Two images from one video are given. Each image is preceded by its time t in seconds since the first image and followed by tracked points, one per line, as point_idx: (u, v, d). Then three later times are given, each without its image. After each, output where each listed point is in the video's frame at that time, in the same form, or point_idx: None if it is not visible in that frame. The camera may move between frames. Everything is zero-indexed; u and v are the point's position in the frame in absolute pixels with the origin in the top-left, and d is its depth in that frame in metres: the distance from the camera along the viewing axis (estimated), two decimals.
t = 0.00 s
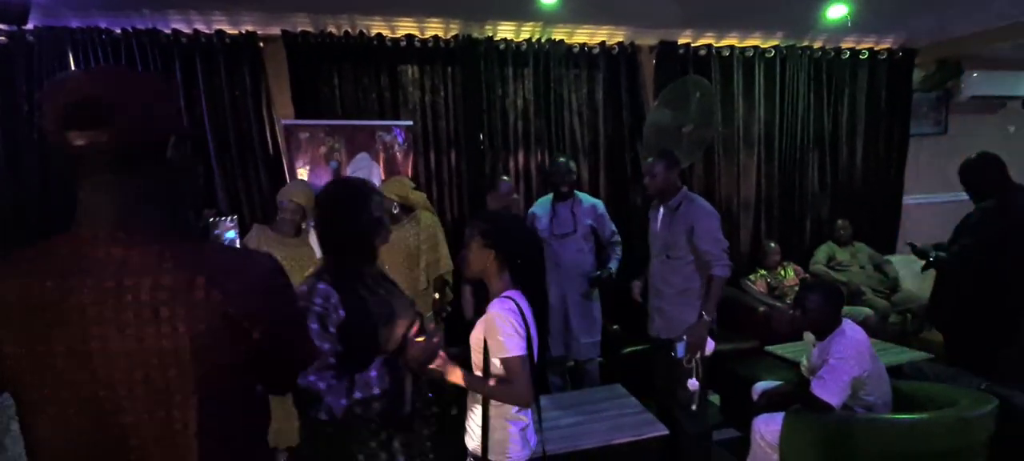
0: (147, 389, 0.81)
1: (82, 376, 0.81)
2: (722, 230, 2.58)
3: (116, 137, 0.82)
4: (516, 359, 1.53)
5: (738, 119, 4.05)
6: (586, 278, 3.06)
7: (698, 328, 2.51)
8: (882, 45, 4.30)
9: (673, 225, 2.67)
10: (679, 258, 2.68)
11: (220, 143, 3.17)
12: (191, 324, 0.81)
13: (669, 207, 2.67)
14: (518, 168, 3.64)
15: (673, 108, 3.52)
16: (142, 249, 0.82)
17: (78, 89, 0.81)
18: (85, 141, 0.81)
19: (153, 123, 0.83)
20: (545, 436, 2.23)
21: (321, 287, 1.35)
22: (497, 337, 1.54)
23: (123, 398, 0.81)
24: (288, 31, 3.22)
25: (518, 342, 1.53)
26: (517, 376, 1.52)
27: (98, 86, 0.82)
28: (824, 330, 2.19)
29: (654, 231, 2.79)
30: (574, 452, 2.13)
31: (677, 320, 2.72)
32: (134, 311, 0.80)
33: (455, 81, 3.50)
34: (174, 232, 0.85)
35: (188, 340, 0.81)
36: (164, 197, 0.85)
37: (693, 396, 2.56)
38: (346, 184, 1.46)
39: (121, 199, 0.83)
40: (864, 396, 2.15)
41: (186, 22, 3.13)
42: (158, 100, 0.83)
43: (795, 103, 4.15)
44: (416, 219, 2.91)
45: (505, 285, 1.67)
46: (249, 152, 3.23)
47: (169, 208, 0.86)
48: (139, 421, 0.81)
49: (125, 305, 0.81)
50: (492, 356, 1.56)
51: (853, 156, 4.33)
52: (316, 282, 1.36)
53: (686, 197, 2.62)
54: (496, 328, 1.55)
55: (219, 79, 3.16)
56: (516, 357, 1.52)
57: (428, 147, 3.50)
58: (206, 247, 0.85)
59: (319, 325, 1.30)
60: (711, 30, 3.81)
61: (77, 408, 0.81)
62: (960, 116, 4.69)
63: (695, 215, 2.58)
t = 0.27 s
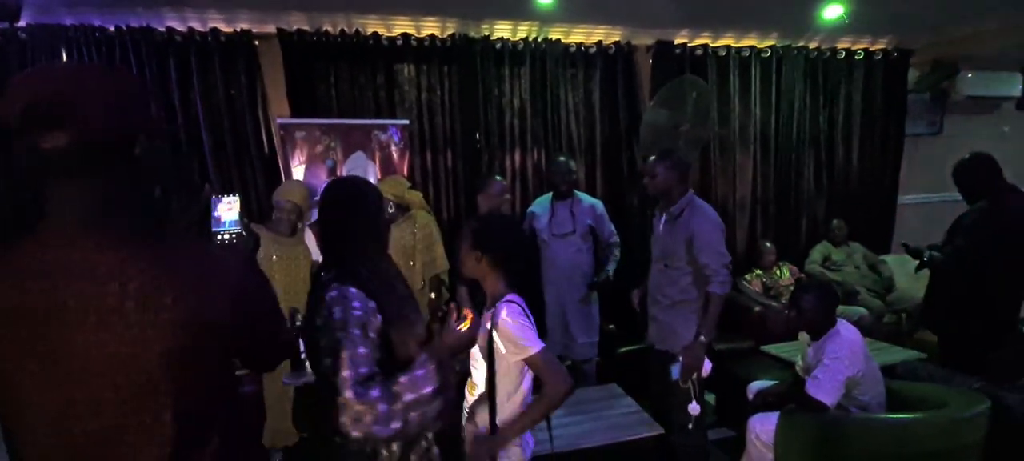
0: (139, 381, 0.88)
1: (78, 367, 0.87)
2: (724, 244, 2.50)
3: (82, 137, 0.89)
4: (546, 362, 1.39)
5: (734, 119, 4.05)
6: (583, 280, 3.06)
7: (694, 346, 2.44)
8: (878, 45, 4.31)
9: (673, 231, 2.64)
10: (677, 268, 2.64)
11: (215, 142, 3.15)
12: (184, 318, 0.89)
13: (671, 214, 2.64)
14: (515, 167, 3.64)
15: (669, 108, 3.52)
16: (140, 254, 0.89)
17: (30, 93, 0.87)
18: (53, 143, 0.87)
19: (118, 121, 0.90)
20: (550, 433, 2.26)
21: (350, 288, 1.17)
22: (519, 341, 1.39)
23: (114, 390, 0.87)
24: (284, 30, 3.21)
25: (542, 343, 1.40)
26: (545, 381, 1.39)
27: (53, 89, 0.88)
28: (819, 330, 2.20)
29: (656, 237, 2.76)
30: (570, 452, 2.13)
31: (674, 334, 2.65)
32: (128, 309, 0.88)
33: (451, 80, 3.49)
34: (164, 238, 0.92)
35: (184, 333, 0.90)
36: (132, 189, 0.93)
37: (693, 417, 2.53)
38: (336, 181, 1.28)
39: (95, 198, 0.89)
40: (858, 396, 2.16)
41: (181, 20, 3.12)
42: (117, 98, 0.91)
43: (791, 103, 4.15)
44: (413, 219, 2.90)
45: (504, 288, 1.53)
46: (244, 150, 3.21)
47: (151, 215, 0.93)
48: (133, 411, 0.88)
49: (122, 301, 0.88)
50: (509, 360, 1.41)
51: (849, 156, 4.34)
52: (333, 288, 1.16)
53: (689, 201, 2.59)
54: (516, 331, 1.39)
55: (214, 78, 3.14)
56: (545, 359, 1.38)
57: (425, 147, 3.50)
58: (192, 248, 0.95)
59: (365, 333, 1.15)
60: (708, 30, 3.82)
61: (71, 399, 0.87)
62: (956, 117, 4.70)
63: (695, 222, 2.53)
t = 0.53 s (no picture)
0: (124, 381, 0.88)
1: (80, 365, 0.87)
2: (717, 248, 2.42)
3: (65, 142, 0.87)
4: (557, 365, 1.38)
5: (730, 120, 4.07)
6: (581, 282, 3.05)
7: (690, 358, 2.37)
8: (873, 47, 4.33)
9: (671, 232, 2.59)
10: (673, 271, 2.59)
11: (210, 143, 3.15)
12: (173, 320, 0.88)
13: (667, 215, 2.61)
14: (511, 169, 3.64)
15: (665, 109, 3.52)
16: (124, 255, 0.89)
17: (14, 102, 0.86)
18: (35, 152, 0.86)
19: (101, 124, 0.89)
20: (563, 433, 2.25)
21: (372, 295, 1.12)
22: (527, 345, 1.37)
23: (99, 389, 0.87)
24: (279, 32, 3.20)
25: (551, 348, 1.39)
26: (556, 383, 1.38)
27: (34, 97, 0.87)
28: (813, 332, 2.20)
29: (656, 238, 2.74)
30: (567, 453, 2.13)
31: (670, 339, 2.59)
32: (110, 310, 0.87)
33: (447, 82, 3.49)
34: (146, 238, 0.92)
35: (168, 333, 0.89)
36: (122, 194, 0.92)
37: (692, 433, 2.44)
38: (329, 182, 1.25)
39: (83, 203, 0.88)
40: (852, 397, 2.17)
41: (176, 21, 3.11)
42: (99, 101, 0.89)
43: (786, 105, 4.17)
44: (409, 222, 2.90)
45: (504, 296, 1.48)
46: (239, 152, 3.21)
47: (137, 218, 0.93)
48: (118, 412, 0.88)
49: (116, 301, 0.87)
50: (517, 365, 1.38)
51: (844, 157, 4.36)
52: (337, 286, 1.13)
53: (687, 199, 2.54)
54: (523, 335, 1.37)
55: (209, 79, 3.14)
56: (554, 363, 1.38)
57: (421, 148, 3.50)
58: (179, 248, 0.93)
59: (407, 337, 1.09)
60: (703, 31, 3.83)
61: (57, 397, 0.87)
62: (950, 118, 4.72)
63: (688, 223, 2.46)
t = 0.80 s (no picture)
0: (123, 380, 0.88)
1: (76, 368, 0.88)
2: (703, 251, 2.45)
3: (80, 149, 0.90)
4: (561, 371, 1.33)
5: (725, 121, 4.08)
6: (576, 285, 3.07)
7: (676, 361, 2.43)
8: (867, 49, 4.35)
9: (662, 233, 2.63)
10: (662, 271, 2.65)
11: (204, 144, 3.14)
12: (170, 323, 0.89)
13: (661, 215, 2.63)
14: (506, 170, 3.65)
15: (660, 110, 3.53)
16: (124, 257, 0.90)
17: (33, 115, 0.89)
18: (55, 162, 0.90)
19: (113, 132, 0.92)
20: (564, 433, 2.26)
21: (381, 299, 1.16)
22: (530, 351, 1.33)
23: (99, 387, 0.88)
24: (274, 33, 3.20)
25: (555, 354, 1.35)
26: (558, 391, 1.33)
27: (48, 107, 0.89)
28: (808, 333, 2.21)
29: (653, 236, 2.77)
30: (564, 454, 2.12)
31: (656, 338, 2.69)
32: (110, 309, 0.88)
33: (443, 83, 3.49)
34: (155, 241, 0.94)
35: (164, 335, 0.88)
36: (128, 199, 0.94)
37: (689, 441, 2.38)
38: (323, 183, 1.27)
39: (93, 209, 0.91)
40: (845, 398, 2.17)
41: (171, 22, 3.11)
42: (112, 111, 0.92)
43: (781, 106, 4.18)
44: (404, 224, 2.90)
45: (508, 298, 1.46)
46: (235, 153, 3.20)
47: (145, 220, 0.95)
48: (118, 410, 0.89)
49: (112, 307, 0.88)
50: (519, 370, 1.35)
51: (838, 159, 4.38)
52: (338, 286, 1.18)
53: (681, 200, 2.57)
54: (525, 339, 1.34)
55: (204, 80, 3.13)
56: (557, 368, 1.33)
57: (416, 149, 3.50)
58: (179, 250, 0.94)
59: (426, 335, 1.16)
60: (699, 33, 3.84)
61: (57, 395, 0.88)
62: (944, 119, 4.75)
63: (677, 226, 2.49)
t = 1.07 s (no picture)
0: (134, 370, 0.96)
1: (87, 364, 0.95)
2: (688, 250, 2.43)
3: (100, 160, 0.98)
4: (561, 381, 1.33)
5: (721, 123, 4.09)
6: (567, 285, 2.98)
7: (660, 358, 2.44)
8: (862, 50, 4.36)
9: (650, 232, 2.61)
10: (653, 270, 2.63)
11: (200, 146, 3.14)
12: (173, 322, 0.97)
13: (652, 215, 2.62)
14: (502, 172, 3.65)
15: (656, 112, 3.54)
16: (129, 259, 0.97)
17: (56, 124, 0.97)
18: (77, 169, 0.98)
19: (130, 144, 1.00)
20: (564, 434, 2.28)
21: (384, 298, 1.18)
22: (531, 357, 1.32)
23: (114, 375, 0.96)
24: (270, 36, 3.20)
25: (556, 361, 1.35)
26: (558, 398, 1.33)
27: (68, 119, 0.97)
28: (802, 333, 2.22)
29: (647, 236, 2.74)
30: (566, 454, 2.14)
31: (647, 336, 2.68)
32: (124, 304, 0.96)
33: (439, 85, 3.50)
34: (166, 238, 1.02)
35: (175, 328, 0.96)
36: (143, 205, 1.02)
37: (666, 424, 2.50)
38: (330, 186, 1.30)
39: (107, 213, 0.99)
40: (840, 398, 2.18)
41: (166, 25, 3.10)
42: (129, 124, 0.99)
43: (776, 108, 4.20)
44: (399, 227, 2.91)
45: (514, 298, 1.44)
46: (230, 156, 3.20)
47: (155, 221, 1.03)
48: (130, 398, 0.96)
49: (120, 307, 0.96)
50: (522, 375, 1.34)
51: (834, 160, 4.40)
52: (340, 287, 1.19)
53: (672, 199, 2.55)
54: (530, 346, 1.33)
55: (200, 83, 3.13)
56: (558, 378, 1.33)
57: (412, 151, 3.50)
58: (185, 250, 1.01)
59: (427, 334, 1.18)
60: (694, 35, 3.85)
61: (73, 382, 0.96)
62: (938, 120, 4.78)
63: (661, 224, 2.49)
